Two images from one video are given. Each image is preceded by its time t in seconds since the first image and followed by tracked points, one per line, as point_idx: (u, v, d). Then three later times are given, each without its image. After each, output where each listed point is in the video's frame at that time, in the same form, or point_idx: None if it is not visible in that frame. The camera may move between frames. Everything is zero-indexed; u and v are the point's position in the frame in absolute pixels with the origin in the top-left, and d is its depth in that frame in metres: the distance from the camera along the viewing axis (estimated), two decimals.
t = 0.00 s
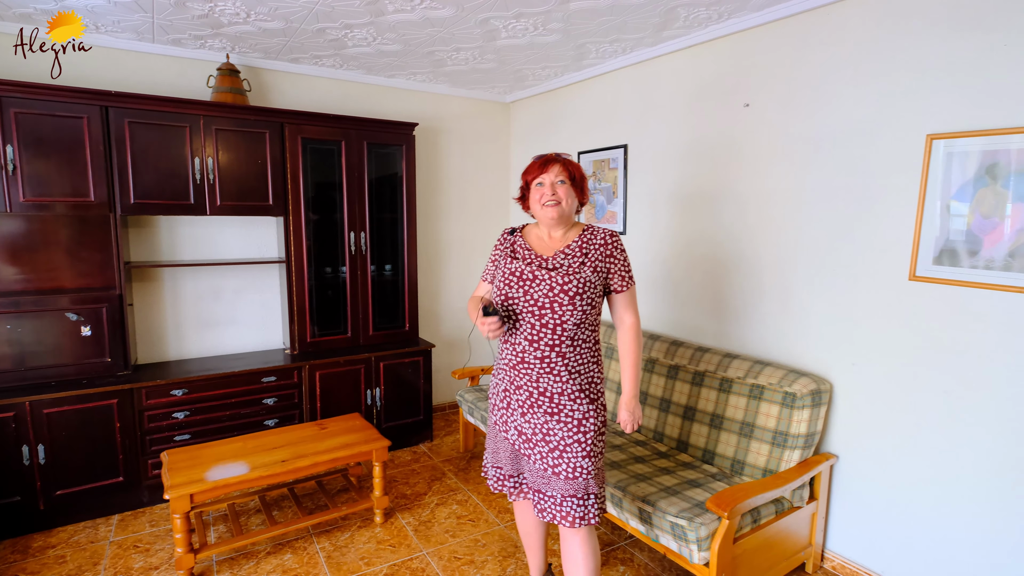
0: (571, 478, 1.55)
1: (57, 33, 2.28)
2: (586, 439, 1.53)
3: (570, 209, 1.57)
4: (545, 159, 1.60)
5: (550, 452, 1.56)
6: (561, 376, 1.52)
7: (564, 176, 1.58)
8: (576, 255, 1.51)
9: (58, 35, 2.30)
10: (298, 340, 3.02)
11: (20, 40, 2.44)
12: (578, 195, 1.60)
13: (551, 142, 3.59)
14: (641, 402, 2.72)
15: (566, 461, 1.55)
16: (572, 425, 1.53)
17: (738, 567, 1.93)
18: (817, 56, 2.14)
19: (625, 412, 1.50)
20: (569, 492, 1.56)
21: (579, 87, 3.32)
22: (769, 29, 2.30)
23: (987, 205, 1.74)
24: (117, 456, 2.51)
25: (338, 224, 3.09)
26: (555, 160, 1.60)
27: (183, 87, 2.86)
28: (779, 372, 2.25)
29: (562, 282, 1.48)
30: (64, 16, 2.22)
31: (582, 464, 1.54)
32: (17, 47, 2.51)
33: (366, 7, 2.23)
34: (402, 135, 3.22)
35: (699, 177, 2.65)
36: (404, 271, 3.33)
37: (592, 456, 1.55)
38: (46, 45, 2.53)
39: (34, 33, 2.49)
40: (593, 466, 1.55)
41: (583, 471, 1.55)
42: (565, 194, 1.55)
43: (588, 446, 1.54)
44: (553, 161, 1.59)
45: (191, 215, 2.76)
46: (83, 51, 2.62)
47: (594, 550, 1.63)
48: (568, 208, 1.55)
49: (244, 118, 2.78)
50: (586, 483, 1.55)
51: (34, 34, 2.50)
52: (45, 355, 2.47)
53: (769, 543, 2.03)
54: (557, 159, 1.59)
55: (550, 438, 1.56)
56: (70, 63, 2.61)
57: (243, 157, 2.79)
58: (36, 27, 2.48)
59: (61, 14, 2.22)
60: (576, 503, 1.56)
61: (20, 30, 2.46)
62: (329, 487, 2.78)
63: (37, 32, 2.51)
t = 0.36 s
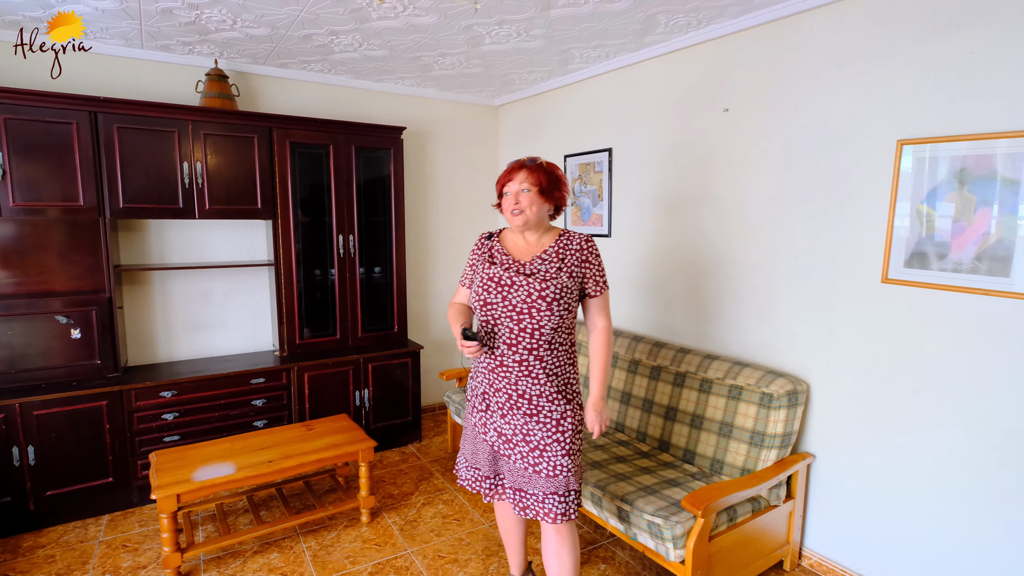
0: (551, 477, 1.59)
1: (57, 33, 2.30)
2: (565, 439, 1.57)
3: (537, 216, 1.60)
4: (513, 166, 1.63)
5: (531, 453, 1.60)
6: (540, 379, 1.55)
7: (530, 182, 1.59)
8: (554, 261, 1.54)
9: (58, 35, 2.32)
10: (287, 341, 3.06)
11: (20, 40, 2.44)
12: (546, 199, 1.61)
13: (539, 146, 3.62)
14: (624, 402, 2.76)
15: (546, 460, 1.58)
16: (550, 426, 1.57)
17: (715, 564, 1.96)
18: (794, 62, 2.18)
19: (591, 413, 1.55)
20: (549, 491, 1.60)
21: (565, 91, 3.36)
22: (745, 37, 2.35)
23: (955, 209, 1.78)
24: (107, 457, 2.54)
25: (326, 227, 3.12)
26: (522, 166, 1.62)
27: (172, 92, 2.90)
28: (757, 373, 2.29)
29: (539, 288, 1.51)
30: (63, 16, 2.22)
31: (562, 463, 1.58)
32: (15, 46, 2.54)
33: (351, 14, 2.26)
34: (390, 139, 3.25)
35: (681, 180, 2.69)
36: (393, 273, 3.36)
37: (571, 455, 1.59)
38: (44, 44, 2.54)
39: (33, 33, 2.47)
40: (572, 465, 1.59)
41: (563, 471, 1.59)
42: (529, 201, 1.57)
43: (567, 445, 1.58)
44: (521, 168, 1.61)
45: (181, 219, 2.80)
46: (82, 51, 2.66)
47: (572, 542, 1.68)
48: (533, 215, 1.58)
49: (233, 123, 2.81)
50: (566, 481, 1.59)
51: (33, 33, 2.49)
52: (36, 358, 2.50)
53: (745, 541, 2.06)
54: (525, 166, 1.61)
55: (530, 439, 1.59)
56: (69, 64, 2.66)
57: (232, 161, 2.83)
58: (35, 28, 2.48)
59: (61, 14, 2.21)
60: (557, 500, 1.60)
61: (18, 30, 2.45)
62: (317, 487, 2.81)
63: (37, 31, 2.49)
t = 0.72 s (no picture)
0: (538, 472, 1.63)
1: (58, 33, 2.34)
2: (552, 435, 1.61)
3: (512, 219, 1.63)
4: (496, 171, 1.68)
5: (519, 448, 1.65)
6: (524, 376, 1.60)
7: (504, 187, 1.63)
8: (536, 263, 1.58)
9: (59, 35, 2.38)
10: (298, 339, 3.15)
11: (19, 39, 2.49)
12: (519, 202, 1.62)
13: (546, 148, 3.67)
14: (626, 401, 2.79)
15: (534, 455, 1.63)
16: (536, 422, 1.61)
17: (707, 563, 1.99)
18: (789, 64, 2.19)
19: (581, 412, 1.60)
20: (538, 486, 1.65)
21: (571, 94, 3.40)
22: (742, 39, 2.37)
23: (948, 210, 1.77)
24: (126, 448, 2.66)
25: (336, 229, 3.21)
26: (500, 171, 1.65)
27: (189, 98, 3.02)
28: (754, 373, 2.30)
29: (518, 289, 1.56)
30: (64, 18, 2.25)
31: (549, 459, 1.62)
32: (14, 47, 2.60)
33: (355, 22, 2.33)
34: (398, 142, 3.33)
35: (681, 181, 2.71)
36: (401, 273, 3.44)
37: (558, 452, 1.62)
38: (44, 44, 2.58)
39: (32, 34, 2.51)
40: (560, 462, 1.63)
41: (551, 466, 1.63)
42: (504, 207, 1.62)
43: (554, 441, 1.62)
44: (499, 173, 1.65)
45: (196, 220, 2.91)
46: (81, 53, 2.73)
47: (565, 533, 1.72)
48: (506, 221, 1.64)
49: (246, 128, 2.92)
50: (554, 476, 1.63)
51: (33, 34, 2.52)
52: (60, 352, 2.64)
53: (739, 540, 2.07)
54: (504, 171, 1.64)
55: (517, 434, 1.64)
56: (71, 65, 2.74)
57: (245, 165, 2.93)
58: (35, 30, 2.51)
59: (63, 14, 2.23)
60: (545, 494, 1.64)
61: (18, 33, 2.49)
62: (325, 481, 2.90)
63: (37, 31, 2.50)
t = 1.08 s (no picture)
0: (542, 466, 1.69)
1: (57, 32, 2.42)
2: (554, 430, 1.66)
3: (524, 220, 1.69)
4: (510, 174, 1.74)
5: (524, 440, 1.72)
6: (526, 371, 1.66)
7: (516, 189, 1.69)
8: (539, 260, 1.63)
9: (57, 35, 2.46)
10: (331, 334, 3.28)
11: (20, 40, 2.55)
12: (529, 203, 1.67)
13: (573, 148, 3.70)
14: (647, 400, 2.80)
15: (538, 448, 1.69)
16: (539, 417, 1.67)
17: (723, 562, 1.98)
18: (813, 62, 2.17)
19: (580, 412, 1.59)
20: (542, 478, 1.71)
21: (597, 95, 3.43)
22: (766, 37, 2.36)
23: (976, 211, 1.72)
24: (170, 433, 2.84)
25: (367, 228, 3.33)
26: (512, 174, 1.71)
27: (232, 104, 3.18)
28: (775, 374, 2.28)
29: (519, 286, 1.63)
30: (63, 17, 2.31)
31: (551, 453, 1.67)
32: (13, 46, 2.65)
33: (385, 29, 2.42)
34: (428, 144, 3.42)
35: (705, 181, 2.70)
36: (429, 270, 3.53)
37: (560, 448, 1.67)
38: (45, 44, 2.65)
39: (33, 36, 2.56)
40: (563, 457, 1.67)
41: (554, 460, 1.68)
42: (515, 207, 1.69)
43: (556, 437, 1.66)
44: (511, 176, 1.72)
45: (237, 219, 3.07)
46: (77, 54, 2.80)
47: (577, 527, 1.76)
48: (518, 221, 1.70)
49: (284, 131, 3.06)
50: (556, 472, 1.68)
51: (34, 34, 2.56)
52: (113, 342, 2.84)
53: (757, 541, 2.06)
54: (516, 172, 1.71)
55: (523, 426, 1.71)
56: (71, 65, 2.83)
57: (282, 167, 3.07)
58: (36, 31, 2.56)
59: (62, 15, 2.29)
60: (548, 488, 1.70)
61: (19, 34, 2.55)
62: (354, 470, 3.01)
63: (37, 32, 2.52)
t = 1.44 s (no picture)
0: (551, 460, 1.76)
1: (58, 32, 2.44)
2: (561, 426, 1.71)
3: (540, 219, 1.76)
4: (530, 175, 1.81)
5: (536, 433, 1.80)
6: (538, 366, 1.73)
7: (532, 189, 1.76)
8: (550, 260, 1.70)
9: (57, 35, 2.48)
10: (365, 330, 3.39)
11: (20, 41, 2.61)
12: (544, 202, 1.73)
13: (604, 149, 3.72)
14: (675, 400, 2.80)
15: (547, 442, 1.76)
16: (548, 411, 1.74)
17: (747, 561, 1.98)
18: (846, 60, 2.15)
19: (583, 409, 1.64)
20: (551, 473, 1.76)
21: (628, 95, 3.45)
22: (798, 36, 2.35)
23: (1014, 211, 1.67)
24: (215, 421, 2.99)
25: (401, 227, 3.43)
26: (530, 175, 1.79)
27: (274, 108, 3.33)
28: (804, 376, 2.26)
29: (530, 284, 1.70)
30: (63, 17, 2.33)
31: (558, 449, 1.73)
32: (13, 46, 2.71)
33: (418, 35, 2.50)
34: (460, 146, 3.50)
35: (736, 181, 2.70)
36: (461, 269, 3.61)
37: (568, 443, 1.71)
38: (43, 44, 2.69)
39: (32, 37, 2.62)
40: (570, 454, 1.72)
41: (561, 456, 1.73)
42: (533, 208, 1.75)
43: (563, 433, 1.72)
44: (529, 177, 1.79)
45: (278, 219, 3.21)
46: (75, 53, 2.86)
47: (592, 523, 1.80)
48: (535, 220, 1.77)
49: (323, 134, 3.18)
50: (562, 467, 1.73)
51: (33, 34, 2.59)
52: (164, 334, 3.01)
53: (783, 543, 2.05)
54: (533, 174, 1.77)
55: (535, 420, 1.79)
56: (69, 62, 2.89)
57: (321, 169, 3.20)
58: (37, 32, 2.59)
59: (63, 15, 2.31)
60: (556, 483, 1.74)
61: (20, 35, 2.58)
62: (386, 462, 3.11)
63: (37, 31, 2.55)
